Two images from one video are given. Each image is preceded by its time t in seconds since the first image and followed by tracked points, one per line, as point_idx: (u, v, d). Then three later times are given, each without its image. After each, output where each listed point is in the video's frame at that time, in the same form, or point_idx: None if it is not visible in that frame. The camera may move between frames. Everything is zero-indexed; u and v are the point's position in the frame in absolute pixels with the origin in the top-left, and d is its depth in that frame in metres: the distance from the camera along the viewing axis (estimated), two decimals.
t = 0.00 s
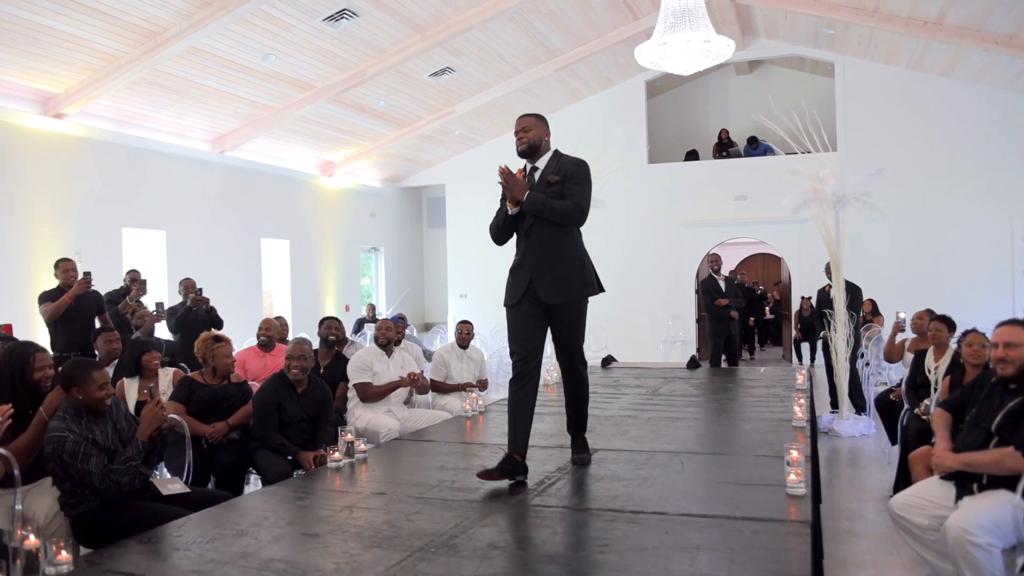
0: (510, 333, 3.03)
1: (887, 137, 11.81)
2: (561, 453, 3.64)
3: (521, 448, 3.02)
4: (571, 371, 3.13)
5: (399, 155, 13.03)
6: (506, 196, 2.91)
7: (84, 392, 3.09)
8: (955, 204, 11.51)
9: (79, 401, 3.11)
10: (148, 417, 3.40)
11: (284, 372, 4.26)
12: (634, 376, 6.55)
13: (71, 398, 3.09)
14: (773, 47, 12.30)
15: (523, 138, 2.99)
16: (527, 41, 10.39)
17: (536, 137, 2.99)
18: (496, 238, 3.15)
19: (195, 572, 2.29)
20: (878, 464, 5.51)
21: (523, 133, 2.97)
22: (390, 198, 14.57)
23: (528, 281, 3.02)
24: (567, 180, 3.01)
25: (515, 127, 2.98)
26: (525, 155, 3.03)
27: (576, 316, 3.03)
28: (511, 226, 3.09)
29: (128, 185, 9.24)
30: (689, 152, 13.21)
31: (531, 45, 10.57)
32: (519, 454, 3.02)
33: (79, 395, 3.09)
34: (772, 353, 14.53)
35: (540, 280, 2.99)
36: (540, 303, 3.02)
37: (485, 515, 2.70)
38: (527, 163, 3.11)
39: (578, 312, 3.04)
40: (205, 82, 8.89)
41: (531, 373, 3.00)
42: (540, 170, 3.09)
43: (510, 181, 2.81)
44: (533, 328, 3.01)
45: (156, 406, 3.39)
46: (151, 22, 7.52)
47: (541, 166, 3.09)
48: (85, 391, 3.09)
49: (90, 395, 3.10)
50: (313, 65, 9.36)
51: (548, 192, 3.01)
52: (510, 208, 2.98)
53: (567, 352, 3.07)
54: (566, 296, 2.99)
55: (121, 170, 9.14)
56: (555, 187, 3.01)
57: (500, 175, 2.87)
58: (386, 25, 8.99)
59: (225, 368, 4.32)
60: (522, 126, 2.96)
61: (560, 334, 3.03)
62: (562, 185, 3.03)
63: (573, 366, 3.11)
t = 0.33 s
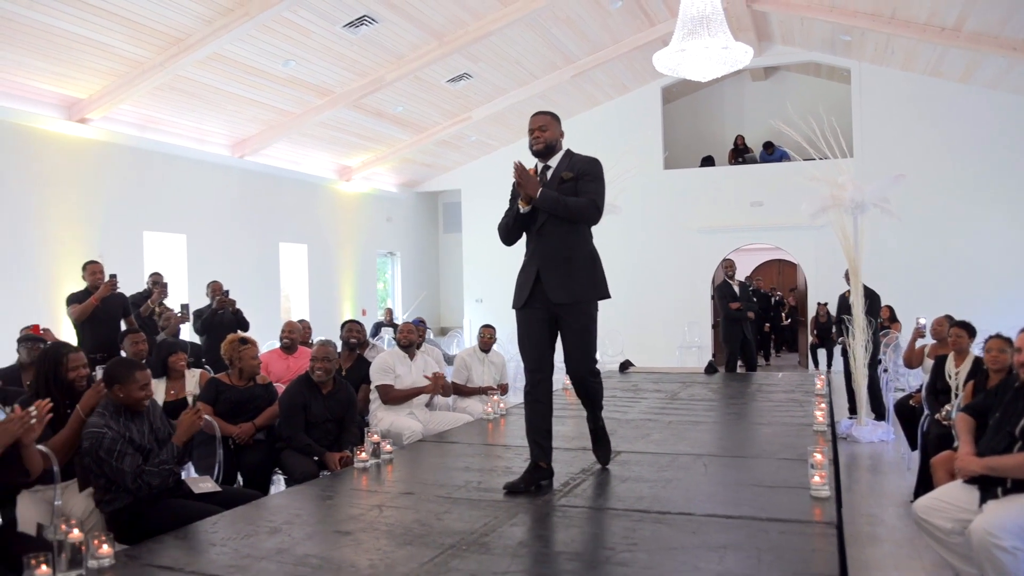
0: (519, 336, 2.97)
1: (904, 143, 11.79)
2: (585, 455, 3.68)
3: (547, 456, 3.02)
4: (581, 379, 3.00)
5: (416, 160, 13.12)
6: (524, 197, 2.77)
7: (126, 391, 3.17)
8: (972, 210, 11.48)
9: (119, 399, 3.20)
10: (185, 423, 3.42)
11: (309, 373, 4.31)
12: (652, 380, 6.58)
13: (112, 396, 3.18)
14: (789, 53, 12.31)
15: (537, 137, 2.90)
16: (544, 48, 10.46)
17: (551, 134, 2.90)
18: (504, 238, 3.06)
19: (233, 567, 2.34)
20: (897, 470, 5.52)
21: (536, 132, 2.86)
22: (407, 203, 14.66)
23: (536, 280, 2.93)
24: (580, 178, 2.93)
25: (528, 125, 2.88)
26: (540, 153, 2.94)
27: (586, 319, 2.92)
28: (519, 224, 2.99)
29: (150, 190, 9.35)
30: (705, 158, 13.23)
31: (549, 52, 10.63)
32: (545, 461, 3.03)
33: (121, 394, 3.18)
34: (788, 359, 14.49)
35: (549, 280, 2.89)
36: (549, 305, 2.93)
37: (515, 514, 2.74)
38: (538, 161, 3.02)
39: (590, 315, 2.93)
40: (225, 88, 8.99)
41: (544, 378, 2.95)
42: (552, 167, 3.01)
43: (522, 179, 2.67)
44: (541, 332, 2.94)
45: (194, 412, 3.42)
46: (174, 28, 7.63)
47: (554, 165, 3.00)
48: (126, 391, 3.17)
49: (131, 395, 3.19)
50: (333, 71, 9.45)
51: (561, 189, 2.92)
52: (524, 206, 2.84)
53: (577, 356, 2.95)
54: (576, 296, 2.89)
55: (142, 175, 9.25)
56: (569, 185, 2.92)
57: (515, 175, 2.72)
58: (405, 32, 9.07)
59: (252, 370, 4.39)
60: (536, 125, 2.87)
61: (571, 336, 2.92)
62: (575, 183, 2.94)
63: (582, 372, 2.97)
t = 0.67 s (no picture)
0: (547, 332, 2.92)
1: (936, 142, 11.68)
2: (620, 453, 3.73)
3: (583, 454, 3.06)
4: (604, 375, 2.82)
5: (445, 163, 13.22)
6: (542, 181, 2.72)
7: (181, 389, 3.27)
8: (1007, 210, 11.34)
9: (174, 396, 3.29)
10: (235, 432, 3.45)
11: (345, 372, 4.39)
12: (683, 381, 6.61)
13: (167, 392, 3.27)
14: (819, 53, 12.25)
15: (571, 129, 2.81)
16: (573, 50, 10.51)
17: (583, 128, 2.81)
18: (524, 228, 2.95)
19: (282, 558, 2.40)
20: (932, 471, 5.48)
21: (569, 124, 2.78)
22: (436, 205, 14.77)
23: (564, 276, 2.84)
24: (614, 172, 2.85)
25: (559, 114, 2.79)
26: (571, 147, 2.87)
27: (611, 315, 2.79)
28: (544, 215, 2.90)
29: (185, 193, 9.54)
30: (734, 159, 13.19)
31: (577, 54, 10.67)
32: (582, 459, 3.08)
33: (176, 391, 3.27)
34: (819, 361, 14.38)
35: (578, 274, 2.80)
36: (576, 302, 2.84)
37: (553, 510, 2.78)
38: (565, 152, 2.95)
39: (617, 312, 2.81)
40: (258, 93, 9.15)
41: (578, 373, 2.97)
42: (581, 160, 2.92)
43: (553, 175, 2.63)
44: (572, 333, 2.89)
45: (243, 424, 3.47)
46: (210, 34, 7.77)
47: (581, 157, 2.91)
48: (182, 389, 3.26)
49: (186, 394, 3.28)
50: (364, 75, 9.58)
51: (593, 182, 2.84)
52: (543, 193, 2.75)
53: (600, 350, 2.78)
54: (604, 290, 2.78)
55: (177, 178, 9.43)
56: (602, 180, 2.85)
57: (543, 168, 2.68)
58: (435, 35, 9.15)
59: (289, 369, 4.49)
60: (570, 117, 2.79)
61: (593, 328, 2.79)
62: (607, 178, 2.87)
63: (604, 367, 2.80)
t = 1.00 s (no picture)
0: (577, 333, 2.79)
1: (969, 140, 11.54)
2: (653, 451, 3.77)
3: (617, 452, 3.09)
4: (623, 374, 2.63)
5: (472, 164, 13.30)
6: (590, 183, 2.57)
7: (234, 389, 3.35)
8: None
9: (226, 395, 3.38)
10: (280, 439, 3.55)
11: (379, 371, 4.46)
12: (713, 380, 6.61)
13: (220, 390, 3.36)
14: (848, 51, 12.16)
15: (603, 129, 2.66)
16: (601, 51, 10.52)
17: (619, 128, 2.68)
18: (545, 223, 2.74)
19: (326, 551, 2.47)
20: (966, 472, 5.44)
21: (602, 121, 2.64)
22: (464, 206, 14.87)
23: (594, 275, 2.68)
24: (646, 175, 2.71)
25: (589, 111, 2.65)
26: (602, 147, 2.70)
27: (636, 315, 2.64)
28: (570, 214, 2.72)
29: (218, 196, 9.69)
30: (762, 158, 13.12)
31: (605, 55, 10.69)
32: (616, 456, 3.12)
33: (229, 390, 3.36)
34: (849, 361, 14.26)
35: (609, 272, 2.64)
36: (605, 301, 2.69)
37: (589, 507, 2.83)
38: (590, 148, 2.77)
39: (640, 313, 2.66)
40: (290, 96, 9.29)
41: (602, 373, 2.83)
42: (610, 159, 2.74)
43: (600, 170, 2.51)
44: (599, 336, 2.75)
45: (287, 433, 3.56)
46: (244, 39, 7.90)
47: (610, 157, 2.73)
48: (234, 388, 3.35)
49: (238, 394, 3.37)
50: (394, 78, 9.68)
51: (627, 183, 2.69)
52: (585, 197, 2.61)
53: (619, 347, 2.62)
54: (634, 289, 2.62)
55: (210, 181, 9.58)
56: (635, 182, 2.70)
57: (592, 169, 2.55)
58: (464, 37, 9.22)
59: (324, 368, 4.58)
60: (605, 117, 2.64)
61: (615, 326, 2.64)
62: (639, 180, 2.72)
63: (624, 365, 2.63)
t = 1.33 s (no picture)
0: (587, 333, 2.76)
1: (986, 138, 11.50)
2: (673, 448, 3.81)
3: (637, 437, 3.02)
4: (630, 380, 2.58)
5: (488, 165, 13.38)
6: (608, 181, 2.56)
7: (270, 387, 3.41)
8: None
9: (260, 392, 3.44)
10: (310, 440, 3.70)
11: (401, 370, 4.51)
12: (730, 379, 6.64)
13: (255, 387, 3.42)
14: (864, 50, 12.14)
15: (621, 130, 2.60)
16: (617, 51, 10.55)
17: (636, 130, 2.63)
18: (560, 223, 2.72)
19: (355, 544, 2.53)
20: (985, 470, 5.45)
21: (621, 122, 2.55)
22: (480, 206, 14.94)
23: (611, 281, 2.64)
24: (665, 179, 2.71)
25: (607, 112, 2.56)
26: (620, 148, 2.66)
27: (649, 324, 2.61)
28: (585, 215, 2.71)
29: (237, 197, 9.80)
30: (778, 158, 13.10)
31: (621, 55, 10.72)
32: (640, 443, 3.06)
33: (264, 388, 3.42)
34: (866, 361, 14.21)
35: (626, 277, 2.60)
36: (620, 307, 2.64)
37: (611, 502, 2.87)
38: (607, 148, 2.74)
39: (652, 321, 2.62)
40: (309, 98, 9.39)
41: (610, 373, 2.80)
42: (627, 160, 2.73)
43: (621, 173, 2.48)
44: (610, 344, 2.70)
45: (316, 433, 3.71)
46: (264, 42, 8.00)
47: (628, 157, 2.71)
48: (271, 387, 3.41)
49: (273, 393, 3.43)
50: (411, 80, 9.76)
51: (646, 186, 2.68)
52: (602, 196, 2.60)
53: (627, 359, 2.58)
54: (651, 297, 2.59)
55: (230, 182, 9.70)
56: (653, 185, 2.70)
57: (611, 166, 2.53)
58: (481, 39, 9.29)
59: (344, 368, 4.64)
60: (623, 119, 2.58)
61: (623, 330, 2.61)
62: (657, 184, 2.72)
63: (631, 370, 2.58)
